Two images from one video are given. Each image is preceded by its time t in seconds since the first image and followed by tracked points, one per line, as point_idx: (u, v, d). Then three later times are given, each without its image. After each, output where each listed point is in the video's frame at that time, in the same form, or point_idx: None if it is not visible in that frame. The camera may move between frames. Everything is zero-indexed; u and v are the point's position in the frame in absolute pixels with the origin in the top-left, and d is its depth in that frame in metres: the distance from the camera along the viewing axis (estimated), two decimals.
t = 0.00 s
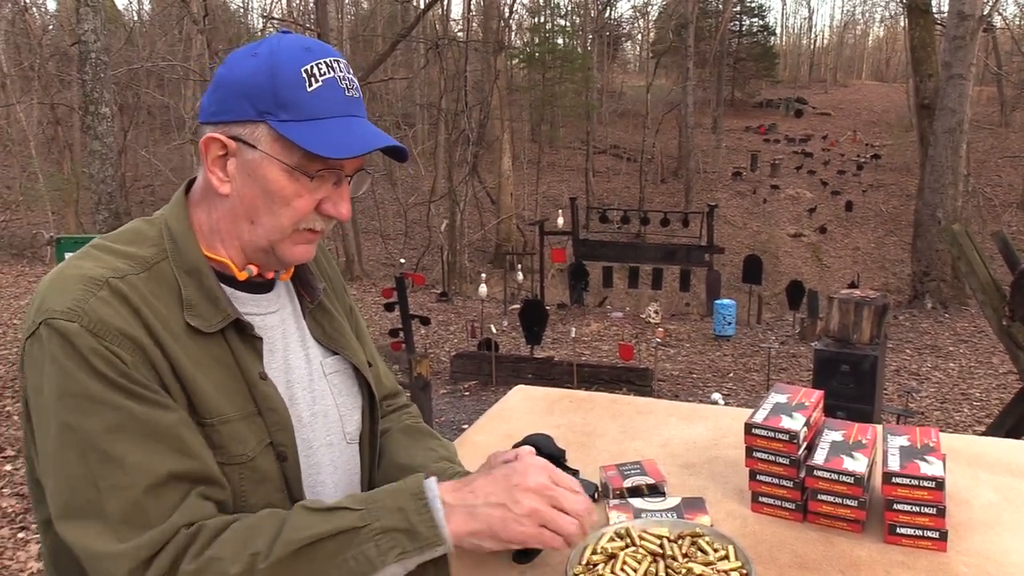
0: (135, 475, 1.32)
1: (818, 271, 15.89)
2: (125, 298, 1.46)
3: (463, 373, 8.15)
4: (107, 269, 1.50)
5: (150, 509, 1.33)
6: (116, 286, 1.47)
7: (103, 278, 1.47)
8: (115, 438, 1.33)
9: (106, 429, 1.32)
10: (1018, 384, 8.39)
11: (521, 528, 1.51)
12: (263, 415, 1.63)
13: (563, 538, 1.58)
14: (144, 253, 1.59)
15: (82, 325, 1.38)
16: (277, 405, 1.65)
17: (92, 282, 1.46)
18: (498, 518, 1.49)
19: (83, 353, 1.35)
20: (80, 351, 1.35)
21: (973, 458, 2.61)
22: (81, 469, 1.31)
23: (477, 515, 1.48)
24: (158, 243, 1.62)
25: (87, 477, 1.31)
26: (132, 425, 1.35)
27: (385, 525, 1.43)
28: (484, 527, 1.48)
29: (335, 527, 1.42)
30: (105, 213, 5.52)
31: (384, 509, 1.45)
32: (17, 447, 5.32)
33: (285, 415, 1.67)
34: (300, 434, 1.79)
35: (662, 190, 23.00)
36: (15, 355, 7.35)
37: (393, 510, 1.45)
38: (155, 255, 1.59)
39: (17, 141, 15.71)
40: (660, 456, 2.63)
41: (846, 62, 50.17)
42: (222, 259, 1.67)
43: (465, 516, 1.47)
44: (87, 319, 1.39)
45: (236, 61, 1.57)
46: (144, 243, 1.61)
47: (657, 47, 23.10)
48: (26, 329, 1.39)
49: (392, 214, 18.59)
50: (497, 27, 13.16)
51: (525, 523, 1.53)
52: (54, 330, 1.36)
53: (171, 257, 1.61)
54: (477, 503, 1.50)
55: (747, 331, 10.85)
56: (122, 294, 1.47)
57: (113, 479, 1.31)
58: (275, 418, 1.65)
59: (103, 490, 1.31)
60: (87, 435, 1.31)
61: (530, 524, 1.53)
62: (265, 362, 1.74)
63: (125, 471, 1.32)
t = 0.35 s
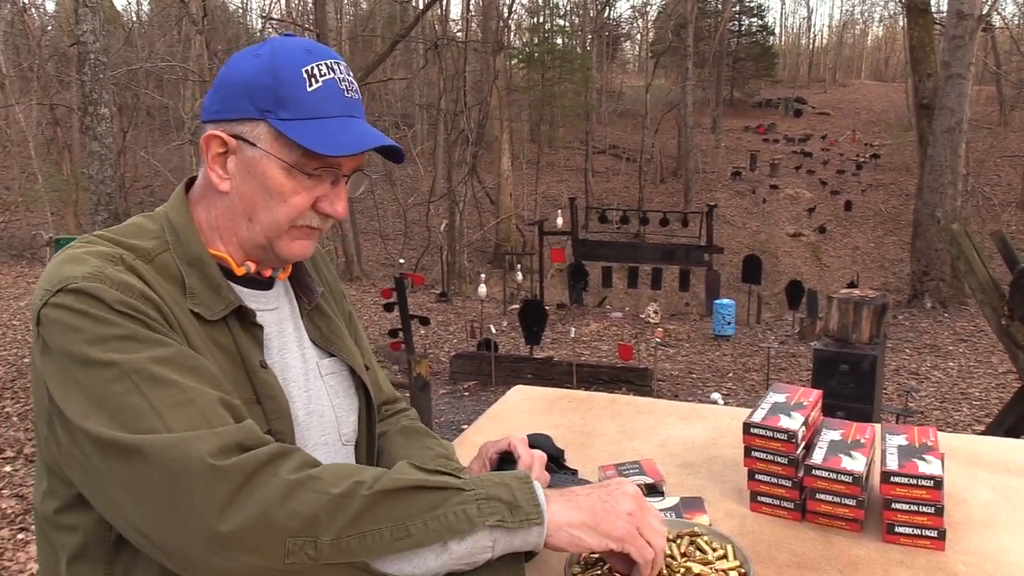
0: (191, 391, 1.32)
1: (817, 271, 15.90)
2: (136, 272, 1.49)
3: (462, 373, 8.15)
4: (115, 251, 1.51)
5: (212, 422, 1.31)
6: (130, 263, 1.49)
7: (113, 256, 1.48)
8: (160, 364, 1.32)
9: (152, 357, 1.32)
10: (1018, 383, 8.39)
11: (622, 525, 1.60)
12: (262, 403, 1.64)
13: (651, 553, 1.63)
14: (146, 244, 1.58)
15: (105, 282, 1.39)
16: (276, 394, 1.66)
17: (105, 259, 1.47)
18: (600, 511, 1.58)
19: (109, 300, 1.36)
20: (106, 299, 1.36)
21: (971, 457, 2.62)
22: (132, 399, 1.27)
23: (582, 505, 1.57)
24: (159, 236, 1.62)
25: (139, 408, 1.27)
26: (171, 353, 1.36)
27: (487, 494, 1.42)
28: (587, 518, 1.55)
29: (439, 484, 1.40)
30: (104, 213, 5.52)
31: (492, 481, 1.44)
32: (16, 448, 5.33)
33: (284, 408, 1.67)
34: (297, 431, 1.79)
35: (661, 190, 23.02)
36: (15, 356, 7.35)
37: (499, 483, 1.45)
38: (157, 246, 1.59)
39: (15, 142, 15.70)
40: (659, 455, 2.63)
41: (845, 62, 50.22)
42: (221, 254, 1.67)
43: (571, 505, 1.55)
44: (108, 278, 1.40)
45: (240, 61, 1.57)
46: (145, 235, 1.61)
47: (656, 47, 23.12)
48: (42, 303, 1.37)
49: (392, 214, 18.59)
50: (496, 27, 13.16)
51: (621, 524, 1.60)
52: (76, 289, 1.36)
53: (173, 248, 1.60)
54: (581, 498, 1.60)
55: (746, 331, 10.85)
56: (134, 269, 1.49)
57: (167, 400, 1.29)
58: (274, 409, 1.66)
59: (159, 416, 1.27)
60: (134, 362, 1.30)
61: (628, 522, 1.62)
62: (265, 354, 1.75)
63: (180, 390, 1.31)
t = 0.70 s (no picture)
0: (156, 423, 1.31)
1: (815, 271, 15.93)
2: (105, 282, 1.46)
3: (462, 373, 8.15)
4: (87, 260, 1.49)
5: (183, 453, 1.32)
6: (99, 273, 1.47)
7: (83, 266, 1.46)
8: (129, 392, 1.32)
9: (117, 386, 1.31)
10: (1016, 383, 8.41)
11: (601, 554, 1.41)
12: (244, 407, 1.64)
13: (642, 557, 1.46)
14: (119, 248, 1.57)
15: (72, 301, 1.38)
16: (258, 398, 1.65)
17: (73, 270, 1.45)
18: (572, 542, 1.39)
19: (78, 321, 1.35)
20: (76, 319, 1.35)
21: (970, 456, 2.62)
22: (102, 431, 1.29)
23: (551, 539, 1.37)
24: (134, 239, 1.61)
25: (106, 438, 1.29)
26: (141, 378, 1.35)
27: (453, 529, 1.33)
28: (558, 555, 1.37)
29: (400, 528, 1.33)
30: (103, 213, 5.51)
31: (457, 516, 1.34)
32: (15, 449, 5.33)
33: (267, 412, 1.66)
34: (285, 434, 1.79)
35: (660, 190, 23.04)
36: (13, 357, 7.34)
37: (466, 516, 1.34)
38: (131, 251, 1.58)
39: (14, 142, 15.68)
40: (658, 455, 2.63)
41: (843, 62, 50.29)
42: (193, 256, 1.67)
43: (540, 538, 1.37)
44: (76, 296, 1.39)
45: (180, 57, 1.58)
46: (120, 240, 1.60)
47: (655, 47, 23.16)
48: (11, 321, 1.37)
49: (391, 214, 18.60)
50: (495, 27, 13.17)
51: (606, 550, 1.41)
52: (45, 310, 1.35)
53: (148, 251, 1.59)
54: (552, 525, 1.39)
55: (745, 330, 10.87)
56: (104, 279, 1.47)
57: (133, 431, 1.29)
58: (257, 413, 1.65)
59: (126, 450, 1.28)
60: (99, 394, 1.30)
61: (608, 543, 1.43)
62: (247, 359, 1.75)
63: (144, 422, 1.30)
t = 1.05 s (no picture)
0: (92, 523, 1.35)
1: (815, 270, 15.93)
2: (99, 319, 1.46)
3: (461, 373, 8.15)
4: (83, 288, 1.48)
5: (101, 558, 1.36)
6: (92, 307, 1.46)
7: (80, 300, 1.46)
8: (77, 486, 1.34)
9: (65, 480, 1.33)
10: (1015, 382, 8.41)
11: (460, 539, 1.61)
12: (249, 429, 1.64)
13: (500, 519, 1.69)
14: (125, 263, 1.58)
15: (56, 353, 1.37)
16: (263, 419, 1.66)
17: (68, 304, 1.44)
18: (431, 540, 1.57)
19: (56, 386, 1.35)
20: (55, 384, 1.35)
21: (969, 455, 2.62)
22: (44, 508, 1.33)
23: (410, 540, 1.55)
24: (139, 252, 1.61)
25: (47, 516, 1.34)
26: (95, 471, 1.35)
27: (321, 560, 1.49)
28: (420, 549, 1.56)
29: (273, 567, 1.47)
30: (102, 213, 5.50)
31: (320, 544, 1.50)
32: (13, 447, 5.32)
33: (270, 427, 1.67)
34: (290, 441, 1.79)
35: (660, 190, 23.05)
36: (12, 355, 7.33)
37: (328, 544, 1.50)
38: (136, 266, 1.58)
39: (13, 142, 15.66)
40: (657, 454, 2.63)
41: (842, 62, 50.34)
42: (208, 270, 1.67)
43: (399, 542, 1.54)
44: (60, 347, 1.38)
45: (219, 66, 1.57)
46: (124, 252, 1.61)
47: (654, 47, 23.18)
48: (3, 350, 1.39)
49: (390, 214, 18.60)
50: (495, 26, 13.18)
51: (462, 533, 1.61)
52: (31, 360, 1.36)
53: (154, 266, 1.60)
54: (408, 529, 1.55)
55: (744, 330, 10.87)
56: (98, 316, 1.46)
57: (69, 524, 1.33)
58: (261, 431, 1.65)
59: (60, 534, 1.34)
60: (46, 482, 1.33)
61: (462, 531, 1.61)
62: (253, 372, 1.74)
63: (83, 519, 1.34)
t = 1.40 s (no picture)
0: (92, 501, 1.33)
1: (815, 270, 15.93)
2: (99, 306, 1.46)
3: (461, 372, 8.15)
4: (83, 276, 1.49)
5: (105, 537, 1.35)
6: (92, 294, 1.46)
7: (79, 286, 1.46)
8: (76, 465, 1.33)
9: (65, 457, 1.32)
10: (1015, 382, 8.41)
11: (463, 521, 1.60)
12: (249, 418, 1.63)
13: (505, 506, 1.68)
14: (124, 254, 1.58)
15: (54, 338, 1.37)
16: (262, 409, 1.64)
17: (66, 290, 1.45)
18: (436, 518, 1.57)
19: (55, 367, 1.34)
20: (54, 365, 1.34)
21: (969, 455, 2.62)
22: (44, 488, 1.32)
23: (417, 519, 1.55)
24: (139, 245, 1.62)
25: (46, 495, 1.32)
26: (95, 450, 1.35)
27: (329, 541, 1.48)
28: (426, 528, 1.56)
29: (279, 549, 1.45)
30: (101, 211, 5.49)
31: (328, 525, 1.49)
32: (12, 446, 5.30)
33: (270, 416, 1.65)
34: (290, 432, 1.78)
35: (659, 189, 23.05)
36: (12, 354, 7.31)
37: (336, 525, 1.50)
38: (135, 258, 1.58)
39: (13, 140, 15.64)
40: (657, 454, 2.62)
41: (842, 61, 50.34)
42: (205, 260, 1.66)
43: (405, 520, 1.54)
44: (59, 332, 1.38)
45: (209, 57, 1.56)
46: (124, 244, 1.61)
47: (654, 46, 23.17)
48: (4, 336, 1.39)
49: (390, 213, 18.60)
50: (495, 25, 13.15)
51: (466, 515, 1.61)
52: (30, 342, 1.35)
53: (153, 257, 1.60)
54: (414, 507, 1.56)
55: (743, 329, 10.86)
56: (97, 303, 1.46)
57: (67, 504, 1.32)
58: (261, 420, 1.64)
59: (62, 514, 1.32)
60: (46, 459, 1.32)
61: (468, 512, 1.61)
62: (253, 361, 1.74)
63: (82, 497, 1.33)
